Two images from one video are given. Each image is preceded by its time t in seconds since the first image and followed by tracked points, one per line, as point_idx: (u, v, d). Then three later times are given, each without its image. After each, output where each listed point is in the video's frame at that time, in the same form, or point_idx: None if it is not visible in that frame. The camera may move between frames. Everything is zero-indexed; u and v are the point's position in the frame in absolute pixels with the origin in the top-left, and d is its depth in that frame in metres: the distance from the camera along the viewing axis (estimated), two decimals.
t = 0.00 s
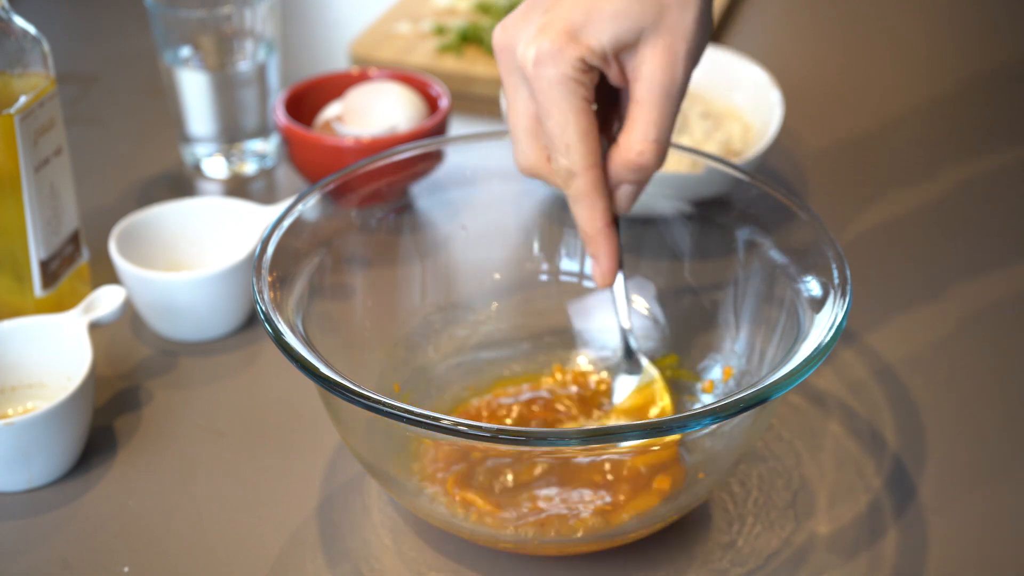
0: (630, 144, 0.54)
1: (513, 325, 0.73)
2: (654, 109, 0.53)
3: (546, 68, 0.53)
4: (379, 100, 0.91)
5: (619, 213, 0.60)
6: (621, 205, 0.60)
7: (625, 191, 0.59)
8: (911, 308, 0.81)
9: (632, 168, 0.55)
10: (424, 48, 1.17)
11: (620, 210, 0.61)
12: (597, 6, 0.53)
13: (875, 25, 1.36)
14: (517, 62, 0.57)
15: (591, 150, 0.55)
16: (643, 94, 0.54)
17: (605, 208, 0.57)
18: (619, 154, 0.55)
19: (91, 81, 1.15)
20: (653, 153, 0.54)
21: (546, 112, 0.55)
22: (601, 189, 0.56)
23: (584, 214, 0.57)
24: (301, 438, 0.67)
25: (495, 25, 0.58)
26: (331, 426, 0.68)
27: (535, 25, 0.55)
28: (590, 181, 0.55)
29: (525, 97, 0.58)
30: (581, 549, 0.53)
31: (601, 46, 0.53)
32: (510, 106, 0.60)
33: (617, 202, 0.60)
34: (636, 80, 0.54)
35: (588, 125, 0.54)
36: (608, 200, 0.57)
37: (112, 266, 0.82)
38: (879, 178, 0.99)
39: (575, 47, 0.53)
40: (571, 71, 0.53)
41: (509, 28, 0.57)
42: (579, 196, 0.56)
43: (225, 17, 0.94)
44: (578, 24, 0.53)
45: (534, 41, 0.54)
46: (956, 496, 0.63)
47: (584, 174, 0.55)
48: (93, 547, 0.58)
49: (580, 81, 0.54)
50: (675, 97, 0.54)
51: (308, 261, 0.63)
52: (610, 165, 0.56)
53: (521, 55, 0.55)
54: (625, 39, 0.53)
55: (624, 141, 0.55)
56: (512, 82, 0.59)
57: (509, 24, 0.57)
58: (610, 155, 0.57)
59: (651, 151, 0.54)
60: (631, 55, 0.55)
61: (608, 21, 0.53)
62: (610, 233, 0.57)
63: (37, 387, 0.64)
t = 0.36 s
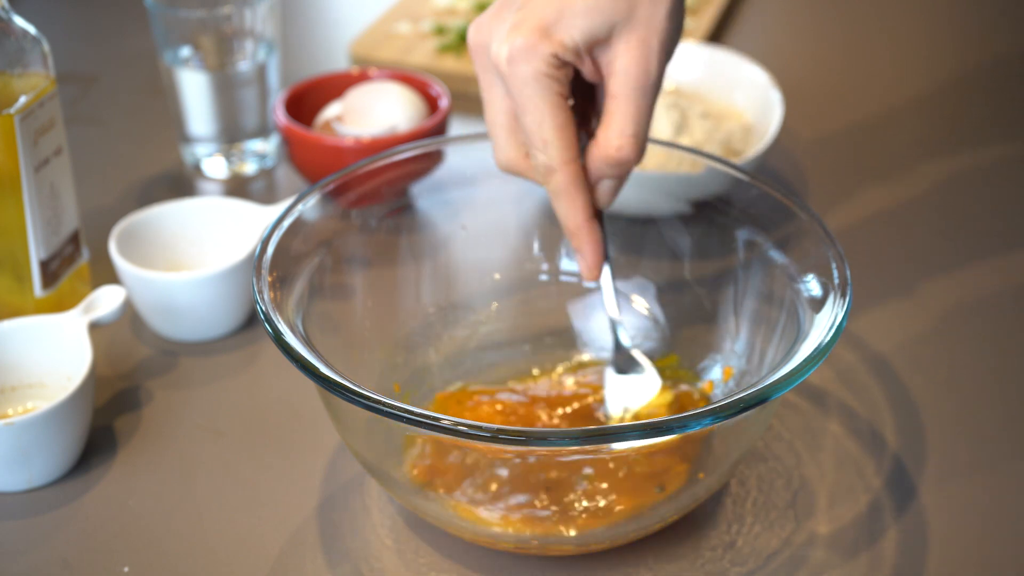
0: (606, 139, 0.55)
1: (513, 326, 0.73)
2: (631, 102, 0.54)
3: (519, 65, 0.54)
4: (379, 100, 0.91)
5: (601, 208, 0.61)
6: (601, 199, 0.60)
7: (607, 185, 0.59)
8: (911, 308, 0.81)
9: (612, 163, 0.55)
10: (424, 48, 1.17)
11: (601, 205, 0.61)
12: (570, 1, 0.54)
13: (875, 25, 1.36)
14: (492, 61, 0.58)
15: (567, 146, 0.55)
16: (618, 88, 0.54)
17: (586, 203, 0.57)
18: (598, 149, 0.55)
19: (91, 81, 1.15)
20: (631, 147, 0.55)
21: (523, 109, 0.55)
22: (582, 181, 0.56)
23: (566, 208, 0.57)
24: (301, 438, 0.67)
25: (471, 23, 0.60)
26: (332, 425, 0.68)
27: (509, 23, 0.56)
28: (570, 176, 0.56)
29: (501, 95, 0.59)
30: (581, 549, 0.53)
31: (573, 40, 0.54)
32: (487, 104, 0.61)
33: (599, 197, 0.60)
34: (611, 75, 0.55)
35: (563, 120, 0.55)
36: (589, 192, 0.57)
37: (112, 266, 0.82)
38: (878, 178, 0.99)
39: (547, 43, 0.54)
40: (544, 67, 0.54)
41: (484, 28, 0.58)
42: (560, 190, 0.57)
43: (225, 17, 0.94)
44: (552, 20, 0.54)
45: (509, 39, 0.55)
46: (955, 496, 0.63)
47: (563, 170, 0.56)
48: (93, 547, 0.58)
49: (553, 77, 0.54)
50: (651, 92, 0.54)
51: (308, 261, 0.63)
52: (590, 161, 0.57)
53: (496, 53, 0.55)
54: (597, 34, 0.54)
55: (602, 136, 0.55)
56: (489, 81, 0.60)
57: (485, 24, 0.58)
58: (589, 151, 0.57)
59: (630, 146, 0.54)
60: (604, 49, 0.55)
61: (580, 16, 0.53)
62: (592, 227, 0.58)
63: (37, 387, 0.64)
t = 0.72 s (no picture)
0: (592, 128, 0.55)
1: (513, 325, 0.73)
2: (616, 93, 0.54)
3: (506, 54, 0.55)
4: (379, 100, 0.91)
5: (589, 196, 0.61)
6: (588, 187, 0.60)
7: (592, 174, 0.59)
8: (911, 308, 0.81)
9: (596, 152, 0.56)
10: (425, 48, 1.17)
11: (589, 194, 0.61)
12: None
13: (875, 25, 1.36)
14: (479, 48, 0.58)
15: (554, 134, 0.55)
16: (603, 79, 0.54)
17: (573, 191, 0.57)
18: (582, 139, 0.56)
19: (91, 81, 1.15)
20: (616, 137, 0.55)
21: (510, 97, 0.56)
22: (568, 172, 0.57)
23: (553, 198, 0.58)
24: (301, 438, 0.67)
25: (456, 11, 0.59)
26: (332, 425, 0.68)
27: (496, 10, 0.56)
28: (557, 165, 0.56)
29: (490, 82, 0.59)
30: (581, 549, 0.53)
31: (560, 30, 0.54)
32: (476, 91, 0.60)
33: (586, 185, 0.60)
34: (596, 63, 0.55)
35: (550, 108, 0.55)
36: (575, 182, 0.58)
37: (112, 266, 0.82)
38: (878, 178, 0.99)
39: (534, 32, 0.54)
40: (530, 55, 0.54)
41: (470, 13, 0.58)
42: (547, 179, 0.57)
43: (225, 17, 0.94)
44: (538, 9, 0.54)
45: (496, 26, 0.55)
46: (956, 496, 0.63)
47: (551, 158, 0.56)
48: (93, 547, 0.58)
49: (540, 65, 0.55)
50: (635, 80, 0.55)
51: (308, 261, 0.63)
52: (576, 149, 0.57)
53: (483, 40, 0.56)
54: (584, 23, 0.54)
55: (587, 126, 0.55)
56: (476, 69, 0.60)
57: (472, 10, 0.58)
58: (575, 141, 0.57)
59: (614, 136, 0.55)
60: (590, 38, 0.55)
61: (566, 5, 0.53)
62: (578, 216, 0.58)
63: (37, 387, 0.64)
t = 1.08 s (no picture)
0: (586, 131, 0.56)
1: (513, 325, 0.73)
2: (613, 98, 0.55)
3: (506, 51, 0.54)
4: (379, 100, 0.91)
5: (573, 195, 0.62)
6: (576, 187, 0.62)
7: (581, 174, 0.60)
8: (911, 308, 0.81)
9: (588, 155, 0.57)
10: (425, 48, 1.17)
11: (574, 193, 0.62)
12: None
13: (876, 25, 1.36)
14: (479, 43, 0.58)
15: (547, 135, 0.56)
16: (602, 83, 0.55)
17: (558, 193, 0.59)
18: (577, 139, 0.57)
19: (91, 81, 1.15)
20: (608, 141, 0.56)
21: (506, 94, 0.56)
22: (557, 171, 0.58)
23: (537, 196, 0.59)
24: (301, 438, 0.67)
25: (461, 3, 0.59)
26: (332, 425, 0.68)
27: (499, 6, 0.56)
28: (545, 165, 0.57)
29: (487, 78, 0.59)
30: (581, 548, 0.53)
31: (561, 30, 0.54)
32: (472, 83, 0.61)
33: (572, 185, 0.62)
34: (595, 67, 0.56)
35: (545, 107, 0.56)
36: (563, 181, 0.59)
37: (112, 266, 0.82)
38: (878, 178, 0.98)
39: (535, 31, 0.54)
40: (531, 55, 0.54)
41: (475, 6, 0.57)
42: (534, 177, 0.58)
43: (225, 17, 0.94)
44: (541, 8, 0.54)
45: (497, 22, 0.55)
46: (955, 496, 0.63)
47: (540, 157, 0.57)
48: (92, 547, 0.58)
49: (539, 66, 0.55)
50: (633, 87, 0.55)
51: (308, 261, 0.63)
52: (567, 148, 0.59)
53: (484, 35, 0.55)
54: (586, 26, 0.54)
55: (582, 129, 0.57)
56: (476, 61, 0.60)
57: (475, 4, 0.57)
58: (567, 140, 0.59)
59: (607, 140, 0.56)
60: (591, 42, 0.55)
61: (570, 6, 0.53)
62: (562, 217, 0.60)
63: (37, 387, 0.64)
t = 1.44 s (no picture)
0: (601, 129, 0.55)
1: (513, 325, 0.74)
2: (627, 97, 0.54)
3: (524, 45, 0.53)
4: (379, 100, 0.91)
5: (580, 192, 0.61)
6: (583, 185, 0.60)
7: (589, 173, 0.59)
8: (911, 308, 0.81)
9: (601, 152, 0.56)
10: (425, 48, 1.17)
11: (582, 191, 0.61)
12: None
13: (875, 25, 1.36)
14: (497, 34, 0.57)
15: (560, 128, 0.55)
16: (618, 80, 0.54)
17: (567, 188, 0.57)
18: (590, 136, 0.56)
19: (91, 81, 1.15)
20: (623, 140, 0.55)
21: (522, 88, 0.55)
22: (567, 166, 0.57)
23: (546, 190, 0.58)
24: (300, 438, 0.67)
25: None
26: (332, 425, 0.68)
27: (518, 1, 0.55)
28: (557, 159, 0.56)
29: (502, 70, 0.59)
30: (581, 549, 0.53)
31: (580, 28, 0.53)
32: (487, 77, 0.60)
33: (578, 183, 0.60)
34: (611, 64, 0.54)
35: (560, 103, 0.55)
36: (571, 178, 0.58)
37: (112, 266, 0.82)
38: (878, 177, 0.99)
39: (554, 26, 0.53)
40: (547, 50, 0.53)
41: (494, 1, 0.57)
42: (543, 171, 0.57)
43: (225, 17, 0.94)
44: (561, 3, 0.53)
45: (516, 16, 0.54)
46: (955, 497, 0.63)
47: (552, 151, 0.56)
48: (92, 547, 0.58)
49: (556, 60, 0.54)
50: (648, 89, 0.54)
51: (308, 261, 0.63)
52: (579, 144, 0.57)
53: (503, 29, 0.54)
54: (604, 25, 0.53)
55: (596, 125, 0.55)
56: (493, 51, 0.59)
57: None
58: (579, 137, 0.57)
59: (621, 139, 0.55)
60: (609, 41, 0.54)
61: (591, 4, 0.52)
62: (570, 211, 0.58)
63: (37, 387, 0.64)
